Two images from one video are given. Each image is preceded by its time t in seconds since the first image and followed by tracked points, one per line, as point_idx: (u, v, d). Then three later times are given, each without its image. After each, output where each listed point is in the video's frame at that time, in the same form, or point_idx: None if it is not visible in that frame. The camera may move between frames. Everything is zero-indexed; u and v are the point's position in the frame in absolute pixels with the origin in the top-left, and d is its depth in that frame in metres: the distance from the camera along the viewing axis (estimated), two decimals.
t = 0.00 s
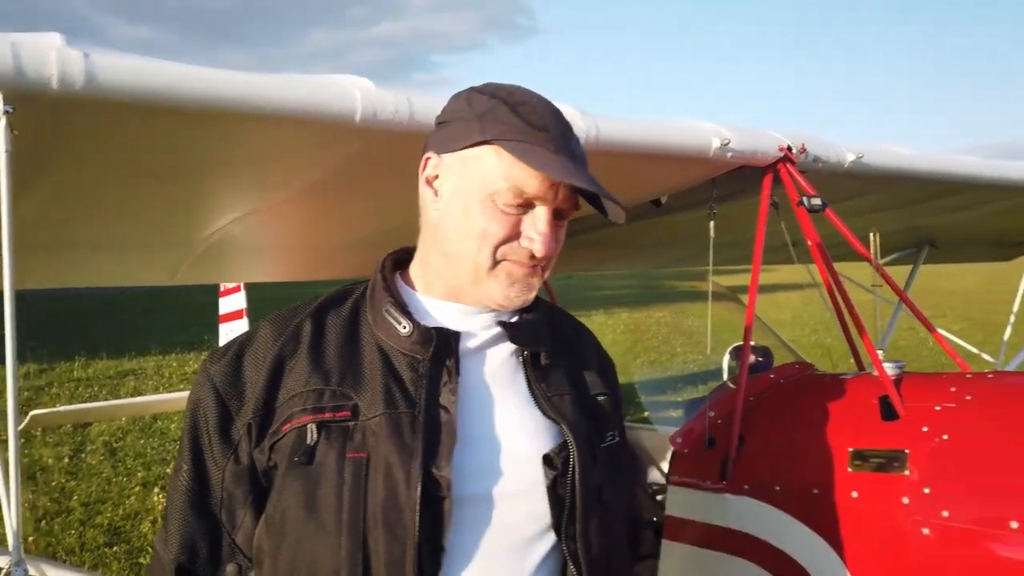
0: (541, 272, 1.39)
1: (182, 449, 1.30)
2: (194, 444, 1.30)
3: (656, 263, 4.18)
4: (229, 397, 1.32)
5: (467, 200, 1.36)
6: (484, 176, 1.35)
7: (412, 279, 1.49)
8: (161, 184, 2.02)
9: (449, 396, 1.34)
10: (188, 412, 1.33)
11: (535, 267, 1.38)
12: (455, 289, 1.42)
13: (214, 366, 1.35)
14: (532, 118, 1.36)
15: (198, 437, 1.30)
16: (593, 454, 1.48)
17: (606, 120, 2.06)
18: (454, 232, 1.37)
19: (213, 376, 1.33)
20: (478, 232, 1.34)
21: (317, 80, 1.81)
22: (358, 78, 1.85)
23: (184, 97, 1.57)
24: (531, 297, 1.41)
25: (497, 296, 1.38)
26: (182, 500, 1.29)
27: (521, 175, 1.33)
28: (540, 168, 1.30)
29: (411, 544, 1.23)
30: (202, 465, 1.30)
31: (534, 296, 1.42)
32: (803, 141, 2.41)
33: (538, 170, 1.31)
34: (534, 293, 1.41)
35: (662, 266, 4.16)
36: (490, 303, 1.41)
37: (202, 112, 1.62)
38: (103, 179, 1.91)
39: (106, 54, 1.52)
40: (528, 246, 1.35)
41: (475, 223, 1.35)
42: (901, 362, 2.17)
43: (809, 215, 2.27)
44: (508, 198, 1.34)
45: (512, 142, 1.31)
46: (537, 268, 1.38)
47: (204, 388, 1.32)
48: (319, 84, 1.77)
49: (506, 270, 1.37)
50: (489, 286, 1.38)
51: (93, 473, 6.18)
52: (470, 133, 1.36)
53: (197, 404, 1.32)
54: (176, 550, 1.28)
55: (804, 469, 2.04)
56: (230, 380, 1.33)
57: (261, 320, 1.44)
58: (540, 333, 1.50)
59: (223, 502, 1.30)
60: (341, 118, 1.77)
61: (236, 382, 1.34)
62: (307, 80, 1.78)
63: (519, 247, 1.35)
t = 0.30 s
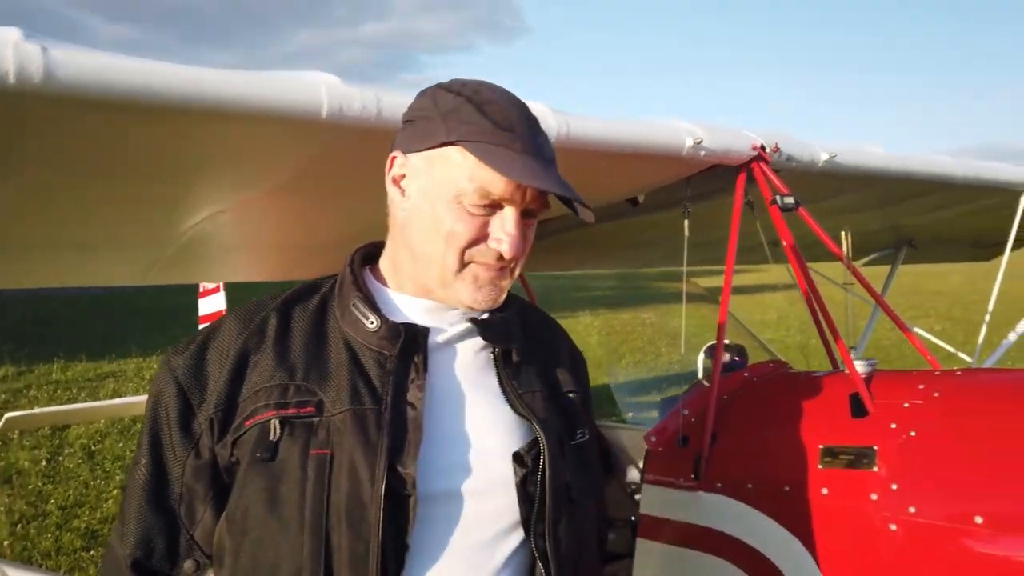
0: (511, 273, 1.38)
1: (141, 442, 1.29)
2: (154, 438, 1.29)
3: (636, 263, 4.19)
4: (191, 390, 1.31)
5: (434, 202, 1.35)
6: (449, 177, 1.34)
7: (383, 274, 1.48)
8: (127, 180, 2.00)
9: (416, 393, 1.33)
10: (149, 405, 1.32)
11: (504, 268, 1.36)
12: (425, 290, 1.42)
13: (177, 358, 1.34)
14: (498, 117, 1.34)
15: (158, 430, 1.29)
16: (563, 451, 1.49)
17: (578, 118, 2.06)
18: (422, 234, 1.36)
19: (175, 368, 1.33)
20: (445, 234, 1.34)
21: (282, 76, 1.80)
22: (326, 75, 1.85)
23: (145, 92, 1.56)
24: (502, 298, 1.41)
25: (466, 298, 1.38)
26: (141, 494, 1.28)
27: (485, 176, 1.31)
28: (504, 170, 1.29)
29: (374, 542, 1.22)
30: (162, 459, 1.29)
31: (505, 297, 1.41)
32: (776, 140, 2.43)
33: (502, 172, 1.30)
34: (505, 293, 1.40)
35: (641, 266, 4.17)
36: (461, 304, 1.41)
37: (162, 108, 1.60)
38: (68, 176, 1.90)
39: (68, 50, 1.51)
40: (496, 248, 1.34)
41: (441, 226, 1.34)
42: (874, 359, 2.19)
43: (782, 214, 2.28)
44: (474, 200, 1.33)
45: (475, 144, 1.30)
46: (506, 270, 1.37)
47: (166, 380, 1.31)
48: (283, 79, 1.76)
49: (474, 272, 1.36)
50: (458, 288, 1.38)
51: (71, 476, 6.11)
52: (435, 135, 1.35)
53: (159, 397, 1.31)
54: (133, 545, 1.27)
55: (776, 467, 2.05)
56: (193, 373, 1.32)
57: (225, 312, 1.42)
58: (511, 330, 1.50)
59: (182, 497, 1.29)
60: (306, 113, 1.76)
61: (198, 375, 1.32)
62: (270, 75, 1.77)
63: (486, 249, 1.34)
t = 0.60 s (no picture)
0: (486, 265, 1.40)
1: (116, 449, 1.30)
2: (129, 444, 1.30)
3: (623, 263, 4.22)
4: (167, 396, 1.31)
5: (405, 199, 1.37)
6: (417, 173, 1.36)
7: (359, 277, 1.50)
8: (108, 180, 2.02)
9: (396, 395, 1.34)
10: (123, 412, 1.33)
11: (479, 261, 1.38)
12: (401, 288, 1.42)
13: (152, 363, 1.34)
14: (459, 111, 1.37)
15: (133, 436, 1.30)
16: (540, 450, 1.50)
17: (557, 120, 2.10)
18: (395, 233, 1.38)
19: (150, 374, 1.33)
20: (420, 229, 1.35)
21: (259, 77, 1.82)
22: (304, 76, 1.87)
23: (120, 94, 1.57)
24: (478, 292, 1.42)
25: (443, 295, 1.39)
26: (117, 501, 1.29)
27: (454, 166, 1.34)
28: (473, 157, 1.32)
29: (355, 544, 1.23)
30: (138, 465, 1.30)
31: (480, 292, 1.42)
32: (756, 142, 2.46)
33: (470, 161, 1.32)
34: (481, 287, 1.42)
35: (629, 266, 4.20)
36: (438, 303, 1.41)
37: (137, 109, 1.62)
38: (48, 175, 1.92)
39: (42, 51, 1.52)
40: (472, 240, 1.36)
41: (416, 221, 1.36)
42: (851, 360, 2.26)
43: (762, 215, 2.31)
44: (446, 193, 1.35)
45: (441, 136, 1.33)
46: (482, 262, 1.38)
47: (141, 386, 1.31)
48: (259, 81, 1.78)
49: (451, 266, 1.37)
50: (435, 284, 1.39)
51: (61, 476, 6.11)
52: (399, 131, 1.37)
53: (134, 403, 1.32)
54: (109, 553, 1.28)
55: (756, 467, 2.08)
56: (167, 378, 1.32)
57: (200, 316, 1.42)
58: (488, 331, 1.51)
59: (159, 503, 1.29)
60: (282, 114, 1.78)
61: (174, 380, 1.33)
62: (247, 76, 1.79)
63: (462, 242, 1.36)
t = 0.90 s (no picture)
0: (465, 270, 1.41)
1: (94, 461, 1.30)
2: (107, 454, 1.30)
3: (618, 266, 4.23)
4: (145, 407, 1.32)
5: (392, 198, 1.37)
6: (407, 173, 1.36)
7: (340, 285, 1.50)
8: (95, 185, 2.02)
9: (377, 403, 1.35)
10: (100, 424, 1.33)
11: (460, 265, 1.38)
12: (382, 287, 1.43)
13: (129, 374, 1.34)
14: (453, 114, 1.37)
15: (111, 447, 1.30)
16: (522, 453, 1.51)
17: (546, 125, 2.13)
18: (379, 230, 1.38)
19: (128, 385, 1.33)
20: (403, 229, 1.36)
21: (244, 83, 1.82)
22: (290, 81, 1.87)
23: (103, 100, 1.58)
24: (457, 295, 1.42)
25: (421, 296, 1.39)
26: (95, 513, 1.28)
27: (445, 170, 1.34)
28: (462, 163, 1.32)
29: (338, 551, 1.23)
30: (116, 476, 1.29)
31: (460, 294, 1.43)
32: (746, 146, 2.48)
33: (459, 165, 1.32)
34: (460, 289, 1.42)
35: (625, 268, 4.25)
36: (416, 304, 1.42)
37: (122, 114, 1.62)
38: (34, 181, 1.92)
39: (27, 61, 1.53)
40: (454, 243, 1.36)
41: (399, 220, 1.36)
42: (839, 362, 2.26)
43: (752, 219, 2.32)
44: (433, 194, 1.35)
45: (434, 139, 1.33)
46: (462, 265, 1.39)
47: (118, 398, 1.32)
48: (245, 85, 1.78)
49: (430, 267, 1.38)
50: (414, 284, 1.39)
51: (57, 478, 6.12)
52: (393, 130, 1.37)
53: (111, 413, 1.32)
54: (86, 566, 1.27)
55: (743, 471, 2.10)
56: (146, 388, 1.33)
57: (178, 326, 1.43)
58: (470, 336, 1.51)
59: (138, 515, 1.29)
60: (268, 119, 1.79)
61: (152, 391, 1.33)
62: (232, 81, 1.79)
63: (444, 244, 1.36)
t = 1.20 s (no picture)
0: (430, 266, 1.40)
1: (89, 464, 1.32)
2: (101, 456, 1.32)
3: (617, 267, 4.23)
4: (139, 410, 1.34)
5: (348, 200, 1.40)
6: (357, 174, 1.38)
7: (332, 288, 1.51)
8: (93, 188, 2.03)
9: (369, 407, 1.35)
10: (97, 425, 1.35)
11: (421, 261, 1.38)
12: (356, 291, 1.44)
13: (125, 377, 1.36)
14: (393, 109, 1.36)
15: (105, 449, 1.32)
16: (518, 462, 1.51)
17: (543, 128, 2.14)
18: (340, 234, 1.41)
19: (123, 388, 1.35)
20: (358, 229, 1.38)
21: (243, 87, 1.82)
22: (287, 86, 1.88)
23: (101, 104, 1.59)
24: (429, 291, 1.43)
25: (388, 296, 1.40)
26: (88, 514, 1.30)
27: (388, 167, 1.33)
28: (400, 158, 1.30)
29: (324, 557, 1.24)
30: (110, 478, 1.31)
31: (432, 290, 1.43)
32: (744, 148, 2.48)
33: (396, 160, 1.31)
34: (430, 285, 1.42)
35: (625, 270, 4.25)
36: (387, 305, 1.43)
37: (120, 118, 1.63)
38: (32, 185, 1.93)
39: (23, 64, 1.54)
40: (408, 239, 1.36)
41: (354, 222, 1.38)
42: (837, 365, 2.27)
43: (750, 221, 2.32)
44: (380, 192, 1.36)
45: (371, 136, 1.33)
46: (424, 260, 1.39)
47: (113, 400, 1.34)
48: (244, 89, 1.79)
49: (392, 265, 1.39)
50: (379, 285, 1.41)
51: (57, 478, 6.13)
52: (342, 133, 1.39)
53: (106, 415, 1.34)
54: (79, 567, 1.29)
55: (739, 474, 2.11)
56: (140, 391, 1.35)
57: (175, 329, 1.44)
58: (467, 344, 1.51)
59: (131, 517, 1.31)
60: (267, 122, 1.79)
61: (147, 393, 1.35)
62: (231, 85, 1.80)
63: (399, 241, 1.37)
